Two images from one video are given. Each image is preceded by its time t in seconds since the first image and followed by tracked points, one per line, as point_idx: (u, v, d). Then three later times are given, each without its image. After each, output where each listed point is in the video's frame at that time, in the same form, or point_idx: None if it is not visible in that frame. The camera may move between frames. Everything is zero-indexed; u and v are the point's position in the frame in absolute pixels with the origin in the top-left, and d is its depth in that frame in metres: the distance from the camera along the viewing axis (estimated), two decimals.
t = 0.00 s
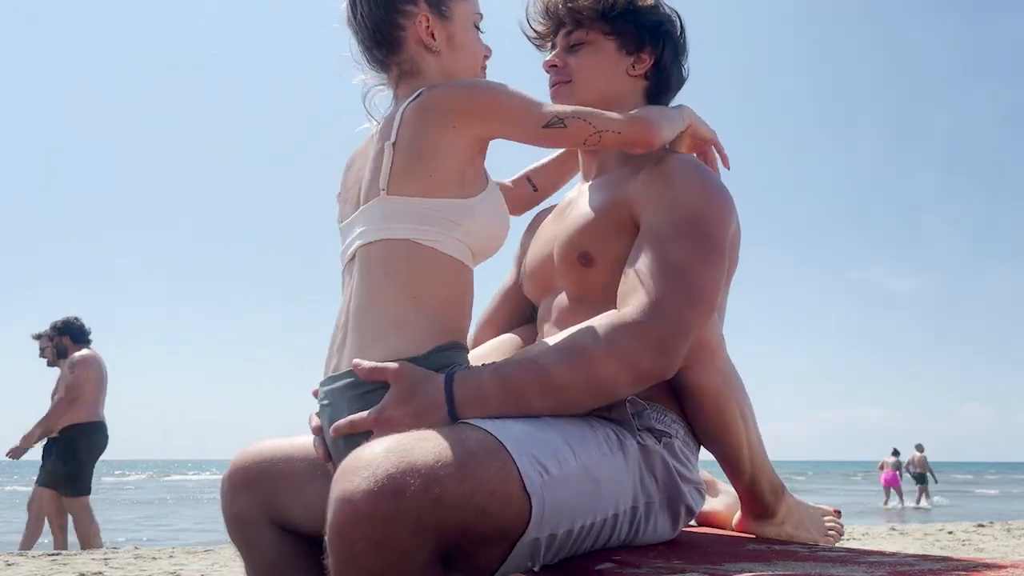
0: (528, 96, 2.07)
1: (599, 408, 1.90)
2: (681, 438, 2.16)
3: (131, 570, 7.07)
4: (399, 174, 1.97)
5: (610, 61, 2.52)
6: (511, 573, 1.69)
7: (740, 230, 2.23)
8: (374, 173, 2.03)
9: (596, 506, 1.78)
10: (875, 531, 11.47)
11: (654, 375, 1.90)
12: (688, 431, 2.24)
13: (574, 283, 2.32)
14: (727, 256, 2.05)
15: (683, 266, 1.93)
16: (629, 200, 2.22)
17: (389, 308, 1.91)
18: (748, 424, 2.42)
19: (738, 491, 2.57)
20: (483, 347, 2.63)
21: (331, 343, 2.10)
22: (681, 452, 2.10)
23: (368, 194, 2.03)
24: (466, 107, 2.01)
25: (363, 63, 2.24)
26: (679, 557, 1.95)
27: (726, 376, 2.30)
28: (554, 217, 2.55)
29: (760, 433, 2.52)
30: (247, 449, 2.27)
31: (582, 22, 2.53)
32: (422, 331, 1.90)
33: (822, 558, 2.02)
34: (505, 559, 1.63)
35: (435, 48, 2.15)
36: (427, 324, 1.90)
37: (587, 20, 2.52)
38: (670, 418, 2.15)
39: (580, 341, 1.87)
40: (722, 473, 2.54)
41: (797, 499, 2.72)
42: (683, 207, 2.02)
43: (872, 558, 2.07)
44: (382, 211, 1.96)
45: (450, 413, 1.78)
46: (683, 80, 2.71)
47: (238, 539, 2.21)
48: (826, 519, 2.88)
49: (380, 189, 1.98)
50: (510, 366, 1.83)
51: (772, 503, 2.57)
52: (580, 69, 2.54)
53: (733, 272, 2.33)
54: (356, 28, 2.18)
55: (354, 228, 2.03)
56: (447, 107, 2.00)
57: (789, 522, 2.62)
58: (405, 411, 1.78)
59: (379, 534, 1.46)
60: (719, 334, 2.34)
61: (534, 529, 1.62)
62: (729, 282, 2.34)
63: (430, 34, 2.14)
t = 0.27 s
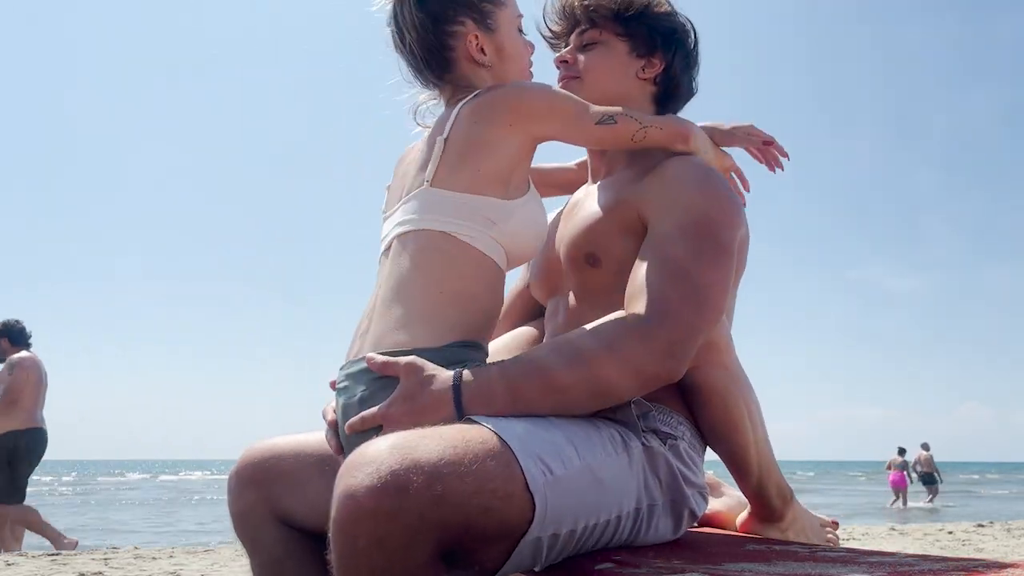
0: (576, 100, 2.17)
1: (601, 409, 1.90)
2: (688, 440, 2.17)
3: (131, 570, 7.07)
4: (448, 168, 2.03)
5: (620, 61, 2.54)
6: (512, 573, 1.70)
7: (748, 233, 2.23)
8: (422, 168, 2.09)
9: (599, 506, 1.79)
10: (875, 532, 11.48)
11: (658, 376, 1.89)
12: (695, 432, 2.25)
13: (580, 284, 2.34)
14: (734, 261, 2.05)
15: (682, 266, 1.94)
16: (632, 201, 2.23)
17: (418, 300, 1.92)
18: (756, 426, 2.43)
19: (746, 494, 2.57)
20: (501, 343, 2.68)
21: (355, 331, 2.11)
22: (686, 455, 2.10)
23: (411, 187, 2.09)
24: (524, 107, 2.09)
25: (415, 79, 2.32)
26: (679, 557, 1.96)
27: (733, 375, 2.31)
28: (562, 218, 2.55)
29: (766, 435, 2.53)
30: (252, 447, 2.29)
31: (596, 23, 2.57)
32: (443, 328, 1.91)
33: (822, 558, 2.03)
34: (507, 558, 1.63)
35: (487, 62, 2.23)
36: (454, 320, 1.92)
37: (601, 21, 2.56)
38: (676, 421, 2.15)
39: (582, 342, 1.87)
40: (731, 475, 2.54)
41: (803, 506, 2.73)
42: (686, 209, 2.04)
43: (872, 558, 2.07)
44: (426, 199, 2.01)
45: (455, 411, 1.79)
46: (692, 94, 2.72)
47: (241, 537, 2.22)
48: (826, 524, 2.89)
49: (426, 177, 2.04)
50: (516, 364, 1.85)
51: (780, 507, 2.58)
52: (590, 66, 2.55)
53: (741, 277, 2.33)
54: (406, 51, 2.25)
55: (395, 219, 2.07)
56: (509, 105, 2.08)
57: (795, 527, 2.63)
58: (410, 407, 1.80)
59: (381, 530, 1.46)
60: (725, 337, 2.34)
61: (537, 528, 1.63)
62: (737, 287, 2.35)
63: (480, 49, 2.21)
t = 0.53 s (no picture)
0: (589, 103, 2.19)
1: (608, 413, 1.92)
2: (694, 441, 2.18)
3: (131, 570, 7.09)
4: (463, 169, 2.04)
5: (627, 61, 2.55)
6: (516, 572, 1.71)
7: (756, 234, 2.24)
8: (437, 169, 2.10)
9: (605, 507, 1.80)
10: (875, 533, 11.49)
11: (666, 380, 1.91)
12: (701, 433, 2.26)
13: (587, 285, 2.35)
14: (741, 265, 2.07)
15: (686, 270, 1.97)
16: (639, 204, 2.25)
17: (434, 298, 1.93)
18: (761, 427, 2.44)
19: (748, 493, 2.58)
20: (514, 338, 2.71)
21: (367, 328, 2.12)
22: (692, 457, 2.11)
23: (426, 188, 2.10)
24: (538, 109, 2.11)
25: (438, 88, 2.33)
26: (683, 556, 1.97)
27: (741, 374, 2.32)
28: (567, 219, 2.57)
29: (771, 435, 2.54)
30: (257, 446, 2.30)
31: (604, 24, 2.59)
32: (459, 325, 1.92)
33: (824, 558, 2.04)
34: (514, 558, 1.64)
35: (510, 75, 2.25)
36: (469, 319, 1.93)
37: (609, 22, 2.58)
38: (684, 423, 2.17)
39: (589, 345, 1.89)
40: (735, 474, 2.55)
41: (803, 508, 2.74)
42: (694, 212, 2.06)
43: (874, 558, 2.08)
44: (440, 199, 2.02)
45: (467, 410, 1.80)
46: (699, 97, 2.72)
47: (246, 535, 2.23)
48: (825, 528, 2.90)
49: (441, 178, 2.05)
50: (523, 365, 1.86)
51: (781, 508, 2.59)
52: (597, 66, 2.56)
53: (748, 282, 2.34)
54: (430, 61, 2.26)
55: (410, 219, 2.08)
56: (523, 107, 2.10)
57: (796, 528, 2.64)
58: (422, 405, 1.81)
59: (390, 528, 1.47)
60: (732, 338, 2.35)
61: (544, 529, 1.64)
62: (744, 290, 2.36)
63: (504, 63, 2.23)
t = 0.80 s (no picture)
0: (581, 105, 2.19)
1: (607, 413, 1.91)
2: (690, 440, 2.18)
3: (131, 570, 7.09)
4: (453, 169, 2.04)
5: (618, 60, 2.55)
6: (515, 573, 1.71)
7: (752, 231, 2.24)
8: (428, 169, 2.10)
9: (602, 506, 1.80)
10: (875, 532, 11.49)
11: (665, 380, 1.91)
12: (698, 432, 2.26)
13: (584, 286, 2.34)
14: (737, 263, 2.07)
15: (684, 269, 1.96)
16: (634, 203, 2.25)
17: (424, 300, 1.93)
18: (759, 427, 2.44)
19: (747, 493, 2.58)
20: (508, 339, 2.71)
21: (360, 332, 2.11)
22: (689, 456, 2.11)
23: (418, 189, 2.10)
24: (530, 111, 2.11)
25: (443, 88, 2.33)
26: (680, 556, 1.97)
27: (737, 374, 2.32)
28: (563, 218, 2.57)
29: (769, 434, 2.54)
30: (255, 447, 2.30)
31: (593, 25, 2.59)
32: (451, 326, 1.92)
33: (823, 559, 2.04)
34: (511, 558, 1.64)
35: (516, 78, 2.24)
36: (460, 320, 1.93)
37: (598, 23, 2.58)
38: (680, 422, 2.16)
39: (587, 345, 1.89)
40: (732, 475, 2.55)
41: (803, 506, 2.74)
42: (691, 211, 2.06)
43: (873, 558, 2.08)
44: (431, 201, 2.02)
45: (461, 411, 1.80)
46: (691, 95, 2.73)
47: (244, 536, 2.23)
48: (826, 524, 2.90)
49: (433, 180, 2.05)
50: (522, 367, 1.85)
51: (780, 507, 2.58)
52: (588, 65, 2.56)
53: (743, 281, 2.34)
54: (438, 62, 2.25)
55: (402, 221, 2.08)
56: (515, 109, 2.10)
57: (796, 527, 2.64)
58: (415, 406, 1.81)
59: (385, 529, 1.47)
60: (729, 337, 2.35)
61: (541, 529, 1.64)
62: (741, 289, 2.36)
63: (511, 65, 2.22)
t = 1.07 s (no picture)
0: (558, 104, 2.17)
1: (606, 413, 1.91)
2: (688, 440, 2.18)
3: (131, 570, 7.09)
4: (432, 170, 2.02)
5: (603, 58, 2.55)
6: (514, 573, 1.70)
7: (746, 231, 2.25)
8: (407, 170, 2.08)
9: (600, 506, 1.79)
10: (875, 532, 11.48)
11: (664, 380, 1.90)
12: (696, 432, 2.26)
13: (582, 286, 2.33)
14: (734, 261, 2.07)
15: (683, 269, 1.96)
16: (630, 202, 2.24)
17: (410, 304, 1.92)
18: (757, 426, 2.44)
19: (747, 494, 2.57)
20: (500, 343, 2.69)
21: (349, 337, 2.10)
22: (687, 456, 2.10)
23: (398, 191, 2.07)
24: (506, 111, 2.07)
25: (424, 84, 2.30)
26: (680, 557, 1.96)
27: (734, 375, 2.30)
28: (555, 221, 2.56)
29: (767, 434, 2.53)
30: (254, 447, 2.29)
31: (578, 23, 2.58)
32: (439, 330, 1.91)
33: (823, 558, 2.03)
34: (509, 558, 1.63)
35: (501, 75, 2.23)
36: (445, 322, 1.92)
37: (583, 21, 2.58)
38: (676, 421, 2.16)
39: (585, 347, 1.88)
40: (731, 476, 2.53)
41: (803, 505, 2.74)
42: (688, 210, 2.05)
43: (873, 558, 2.07)
44: (412, 205, 2.00)
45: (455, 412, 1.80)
46: (676, 95, 2.73)
47: (243, 537, 2.22)
48: (826, 522, 2.90)
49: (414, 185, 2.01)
50: (520, 372, 1.84)
51: (779, 507, 2.58)
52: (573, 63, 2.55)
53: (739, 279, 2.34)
54: (422, 55, 2.23)
55: (385, 221, 2.06)
56: (491, 109, 2.07)
57: (796, 527, 2.63)
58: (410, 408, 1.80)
59: (383, 531, 1.46)
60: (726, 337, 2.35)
61: (539, 529, 1.63)
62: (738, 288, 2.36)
63: (496, 61, 2.21)
